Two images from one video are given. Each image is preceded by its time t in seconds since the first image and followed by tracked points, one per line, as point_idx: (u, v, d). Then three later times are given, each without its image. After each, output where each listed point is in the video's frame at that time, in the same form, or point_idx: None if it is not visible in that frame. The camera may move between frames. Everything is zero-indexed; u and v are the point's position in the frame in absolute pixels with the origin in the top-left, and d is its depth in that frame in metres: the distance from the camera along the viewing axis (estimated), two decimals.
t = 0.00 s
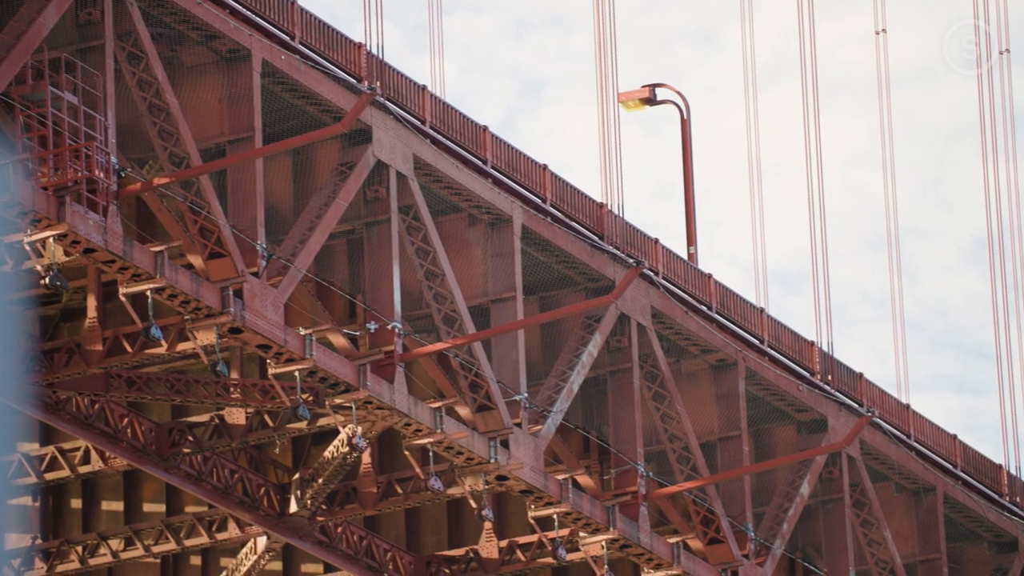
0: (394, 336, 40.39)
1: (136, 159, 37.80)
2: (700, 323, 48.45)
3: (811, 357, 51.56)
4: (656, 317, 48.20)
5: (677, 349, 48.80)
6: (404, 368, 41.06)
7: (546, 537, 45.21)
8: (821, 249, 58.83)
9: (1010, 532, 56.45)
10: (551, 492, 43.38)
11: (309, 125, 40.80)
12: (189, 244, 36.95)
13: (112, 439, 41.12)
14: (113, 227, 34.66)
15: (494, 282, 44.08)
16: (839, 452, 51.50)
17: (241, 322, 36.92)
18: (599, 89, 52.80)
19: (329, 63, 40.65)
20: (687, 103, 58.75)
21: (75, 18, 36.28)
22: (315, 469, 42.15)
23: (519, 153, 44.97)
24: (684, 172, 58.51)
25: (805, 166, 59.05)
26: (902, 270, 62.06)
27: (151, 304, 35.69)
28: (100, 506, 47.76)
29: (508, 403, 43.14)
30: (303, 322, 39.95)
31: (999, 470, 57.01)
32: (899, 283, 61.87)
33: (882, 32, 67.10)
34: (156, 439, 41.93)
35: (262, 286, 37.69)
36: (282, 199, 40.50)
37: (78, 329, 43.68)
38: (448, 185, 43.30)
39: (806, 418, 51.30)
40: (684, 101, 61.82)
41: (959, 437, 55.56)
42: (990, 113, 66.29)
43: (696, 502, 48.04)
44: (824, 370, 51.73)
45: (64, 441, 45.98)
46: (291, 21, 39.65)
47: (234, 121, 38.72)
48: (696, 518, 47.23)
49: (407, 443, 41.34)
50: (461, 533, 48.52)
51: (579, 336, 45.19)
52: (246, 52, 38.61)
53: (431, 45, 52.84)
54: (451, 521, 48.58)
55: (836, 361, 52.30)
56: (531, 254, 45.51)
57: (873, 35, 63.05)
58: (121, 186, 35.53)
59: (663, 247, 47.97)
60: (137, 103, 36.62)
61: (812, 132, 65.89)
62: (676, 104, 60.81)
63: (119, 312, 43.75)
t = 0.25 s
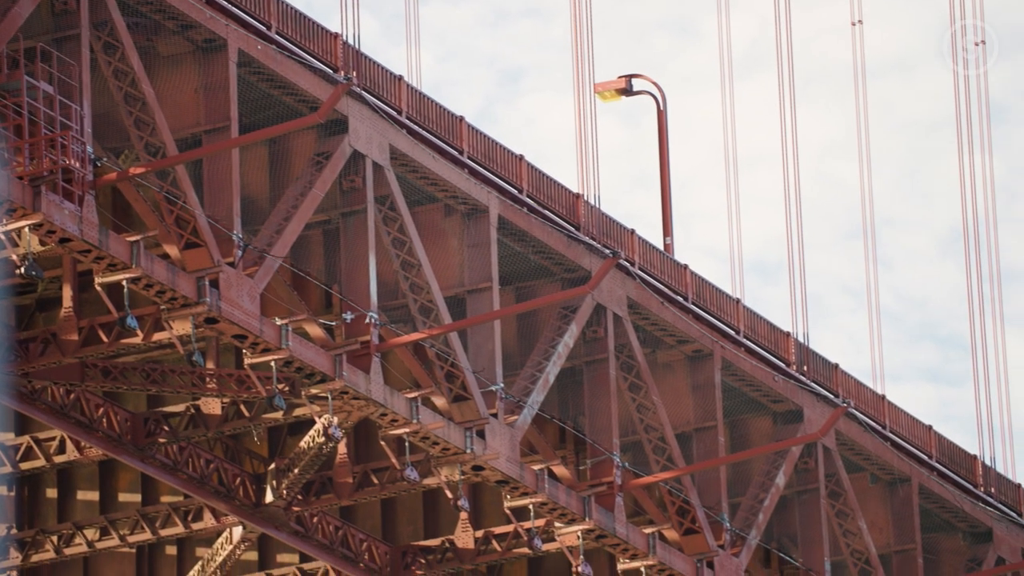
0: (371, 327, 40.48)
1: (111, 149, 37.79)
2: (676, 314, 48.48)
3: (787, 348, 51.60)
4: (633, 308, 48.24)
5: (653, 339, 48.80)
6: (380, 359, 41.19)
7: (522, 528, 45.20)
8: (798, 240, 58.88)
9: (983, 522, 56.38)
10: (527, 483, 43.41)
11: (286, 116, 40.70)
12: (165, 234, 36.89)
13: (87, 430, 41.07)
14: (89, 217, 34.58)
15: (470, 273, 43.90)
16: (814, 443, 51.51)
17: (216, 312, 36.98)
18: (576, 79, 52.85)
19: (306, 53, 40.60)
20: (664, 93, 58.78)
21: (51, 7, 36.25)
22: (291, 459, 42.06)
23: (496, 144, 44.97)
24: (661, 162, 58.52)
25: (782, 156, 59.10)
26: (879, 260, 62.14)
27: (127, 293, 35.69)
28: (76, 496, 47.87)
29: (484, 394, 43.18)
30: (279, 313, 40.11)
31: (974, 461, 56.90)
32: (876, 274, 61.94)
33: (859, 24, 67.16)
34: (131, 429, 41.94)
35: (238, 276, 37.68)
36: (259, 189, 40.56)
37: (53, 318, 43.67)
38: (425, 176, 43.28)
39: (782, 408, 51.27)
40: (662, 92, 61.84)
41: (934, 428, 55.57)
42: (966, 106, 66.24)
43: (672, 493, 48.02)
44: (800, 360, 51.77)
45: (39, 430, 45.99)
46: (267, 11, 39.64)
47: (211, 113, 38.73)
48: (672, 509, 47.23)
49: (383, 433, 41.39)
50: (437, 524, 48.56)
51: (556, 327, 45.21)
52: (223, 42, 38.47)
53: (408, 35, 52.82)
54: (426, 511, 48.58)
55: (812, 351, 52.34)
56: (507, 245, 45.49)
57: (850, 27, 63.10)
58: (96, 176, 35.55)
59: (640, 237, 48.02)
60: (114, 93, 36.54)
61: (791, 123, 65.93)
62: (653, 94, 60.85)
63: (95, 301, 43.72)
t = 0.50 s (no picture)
0: (349, 317, 40.51)
1: (89, 138, 37.55)
2: (654, 304, 48.47)
3: (765, 338, 51.63)
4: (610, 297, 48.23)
5: (631, 329, 48.73)
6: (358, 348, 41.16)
7: (500, 518, 45.28)
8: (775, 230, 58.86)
9: (960, 512, 56.45)
10: (505, 472, 43.41)
11: (264, 105, 40.64)
12: (143, 223, 36.80)
13: (64, 418, 41.17)
14: (66, 205, 34.54)
15: (449, 262, 43.89)
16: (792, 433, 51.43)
17: (194, 301, 36.99)
18: (554, 69, 52.81)
19: (284, 42, 40.55)
20: (642, 83, 58.73)
21: None
22: (269, 449, 42.04)
23: (474, 133, 44.94)
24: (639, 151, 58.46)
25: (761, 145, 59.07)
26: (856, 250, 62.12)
27: (105, 283, 35.68)
28: (52, 486, 47.82)
29: (462, 383, 43.07)
30: (256, 303, 40.04)
31: (951, 451, 56.91)
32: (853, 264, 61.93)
33: (836, 14, 67.13)
34: (109, 418, 41.89)
35: (216, 266, 37.59)
36: (237, 178, 40.35)
37: (30, 307, 43.88)
38: (403, 166, 43.23)
39: (760, 398, 51.22)
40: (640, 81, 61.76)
41: (911, 419, 55.60)
42: (944, 98, 66.18)
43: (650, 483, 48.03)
44: (778, 350, 51.78)
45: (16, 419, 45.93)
46: None
47: (188, 100, 38.60)
48: (650, 498, 47.23)
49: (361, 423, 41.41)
50: (415, 514, 48.60)
51: (534, 317, 45.20)
52: (201, 31, 38.55)
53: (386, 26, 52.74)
54: (404, 501, 48.66)
55: (790, 341, 52.36)
56: (485, 234, 45.48)
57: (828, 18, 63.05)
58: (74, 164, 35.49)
59: (618, 227, 48.02)
60: (91, 81, 36.49)
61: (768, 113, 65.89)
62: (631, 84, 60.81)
63: (72, 290, 43.64)
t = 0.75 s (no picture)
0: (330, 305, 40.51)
1: (69, 126, 37.41)
2: (635, 293, 48.49)
3: (745, 327, 51.70)
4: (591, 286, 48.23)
5: (611, 317, 48.65)
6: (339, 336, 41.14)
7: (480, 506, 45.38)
8: (756, 219, 58.88)
9: (941, 501, 56.50)
10: (486, 460, 43.42)
11: (244, 93, 40.59)
12: (123, 211, 36.80)
13: (45, 406, 41.15)
14: (46, 193, 34.48)
15: (429, 251, 43.68)
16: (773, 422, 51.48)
17: (175, 289, 36.85)
18: (536, 58, 52.80)
19: (264, 30, 40.58)
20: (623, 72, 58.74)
21: None
22: (249, 436, 41.94)
23: (455, 122, 44.94)
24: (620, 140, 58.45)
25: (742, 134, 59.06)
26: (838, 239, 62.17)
27: (84, 270, 35.54)
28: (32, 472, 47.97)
29: (442, 371, 43.11)
30: (236, 290, 40.15)
31: (932, 440, 56.96)
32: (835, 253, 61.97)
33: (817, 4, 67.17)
34: (89, 405, 41.95)
35: (197, 253, 37.57)
36: (217, 164, 40.01)
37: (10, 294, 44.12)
38: (384, 154, 43.20)
39: (741, 386, 51.23)
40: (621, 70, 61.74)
41: (891, 408, 55.63)
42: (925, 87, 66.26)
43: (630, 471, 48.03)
44: (758, 339, 51.84)
45: None
46: None
47: (168, 87, 38.57)
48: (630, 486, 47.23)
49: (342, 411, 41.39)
50: (396, 502, 48.54)
51: (514, 305, 45.29)
52: (181, 18, 38.51)
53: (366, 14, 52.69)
54: (385, 489, 48.62)
55: (770, 330, 52.42)
56: (466, 223, 45.43)
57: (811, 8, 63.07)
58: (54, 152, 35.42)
59: (599, 215, 48.07)
60: (71, 69, 36.49)
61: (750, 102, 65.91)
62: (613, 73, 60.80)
63: (52, 278, 43.57)
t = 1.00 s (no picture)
0: (313, 290, 40.50)
1: (52, 110, 37.27)
2: (617, 278, 48.52)
3: (728, 311, 51.75)
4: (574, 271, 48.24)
5: (594, 302, 48.53)
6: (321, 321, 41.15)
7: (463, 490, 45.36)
8: (740, 205, 58.88)
9: (923, 485, 56.58)
10: (468, 445, 43.46)
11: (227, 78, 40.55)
12: (105, 195, 36.81)
13: (27, 390, 41.12)
14: (29, 176, 34.47)
15: (412, 235, 43.80)
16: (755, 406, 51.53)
17: (157, 274, 36.88)
18: (519, 43, 52.78)
19: (248, 15, 40.50)
20: (606, 57, 58.71)
21: None
22: (231, 421, 42.01)
23: (438, 106, 44.93)
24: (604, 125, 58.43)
25: (725, 119, 59.05)
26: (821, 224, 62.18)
27: (66, 254, 35.56)
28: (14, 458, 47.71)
29: (425, 356, 43.10)
30: (219, 276, 40.53)
31: (913, 425, 56.99)
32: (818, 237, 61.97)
33: None
34: (71, 389, 41.78)
35: (179, 237, 37.56)
36: (200, 151, 40.04)
37: None
38: (367, 139, 43.18)
39: (723, 371, 51.24)
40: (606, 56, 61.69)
41: (874, 392, 55.67)
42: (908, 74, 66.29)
43: (613, 456, 48.08)
44: (741, 324, 51.86)
45: None
46: None
47: (151, 72, 38.48)
48: (613, 471, 47.34)
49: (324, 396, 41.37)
50: (379, 485, 48.64)
51: (497, 290, 45.33)
52: (164, 3, 38.47)
53: None
54: (368, 474, 48.68)
55: (753, 315, 52.43)
56: (449, 207, 45.42)
57: None
58: (37, 136, 35.46)
59: (581, 200, 48.08)
60: (53, 53, 36.45)
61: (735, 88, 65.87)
62: (595, 59, 60.74)
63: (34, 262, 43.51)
